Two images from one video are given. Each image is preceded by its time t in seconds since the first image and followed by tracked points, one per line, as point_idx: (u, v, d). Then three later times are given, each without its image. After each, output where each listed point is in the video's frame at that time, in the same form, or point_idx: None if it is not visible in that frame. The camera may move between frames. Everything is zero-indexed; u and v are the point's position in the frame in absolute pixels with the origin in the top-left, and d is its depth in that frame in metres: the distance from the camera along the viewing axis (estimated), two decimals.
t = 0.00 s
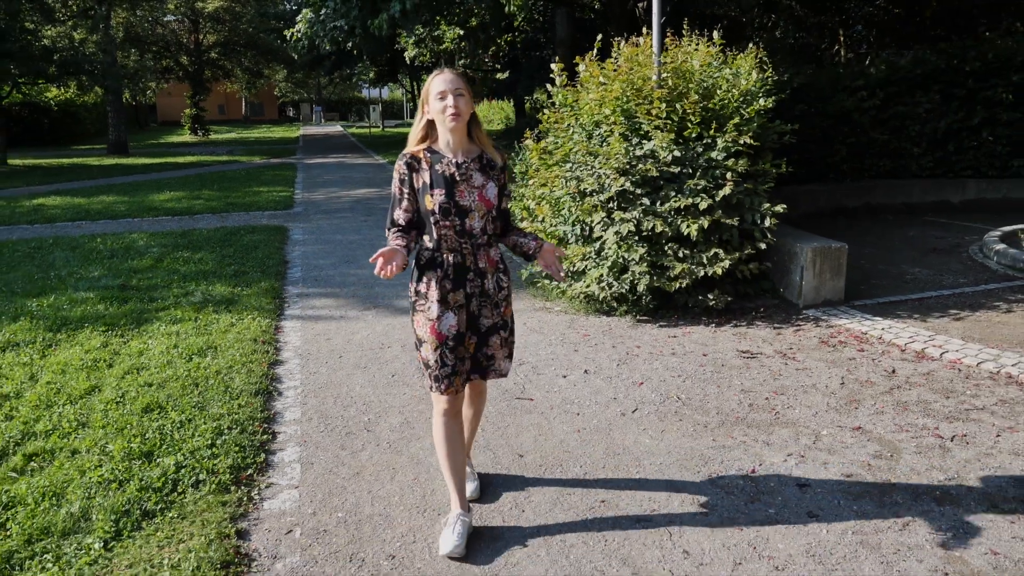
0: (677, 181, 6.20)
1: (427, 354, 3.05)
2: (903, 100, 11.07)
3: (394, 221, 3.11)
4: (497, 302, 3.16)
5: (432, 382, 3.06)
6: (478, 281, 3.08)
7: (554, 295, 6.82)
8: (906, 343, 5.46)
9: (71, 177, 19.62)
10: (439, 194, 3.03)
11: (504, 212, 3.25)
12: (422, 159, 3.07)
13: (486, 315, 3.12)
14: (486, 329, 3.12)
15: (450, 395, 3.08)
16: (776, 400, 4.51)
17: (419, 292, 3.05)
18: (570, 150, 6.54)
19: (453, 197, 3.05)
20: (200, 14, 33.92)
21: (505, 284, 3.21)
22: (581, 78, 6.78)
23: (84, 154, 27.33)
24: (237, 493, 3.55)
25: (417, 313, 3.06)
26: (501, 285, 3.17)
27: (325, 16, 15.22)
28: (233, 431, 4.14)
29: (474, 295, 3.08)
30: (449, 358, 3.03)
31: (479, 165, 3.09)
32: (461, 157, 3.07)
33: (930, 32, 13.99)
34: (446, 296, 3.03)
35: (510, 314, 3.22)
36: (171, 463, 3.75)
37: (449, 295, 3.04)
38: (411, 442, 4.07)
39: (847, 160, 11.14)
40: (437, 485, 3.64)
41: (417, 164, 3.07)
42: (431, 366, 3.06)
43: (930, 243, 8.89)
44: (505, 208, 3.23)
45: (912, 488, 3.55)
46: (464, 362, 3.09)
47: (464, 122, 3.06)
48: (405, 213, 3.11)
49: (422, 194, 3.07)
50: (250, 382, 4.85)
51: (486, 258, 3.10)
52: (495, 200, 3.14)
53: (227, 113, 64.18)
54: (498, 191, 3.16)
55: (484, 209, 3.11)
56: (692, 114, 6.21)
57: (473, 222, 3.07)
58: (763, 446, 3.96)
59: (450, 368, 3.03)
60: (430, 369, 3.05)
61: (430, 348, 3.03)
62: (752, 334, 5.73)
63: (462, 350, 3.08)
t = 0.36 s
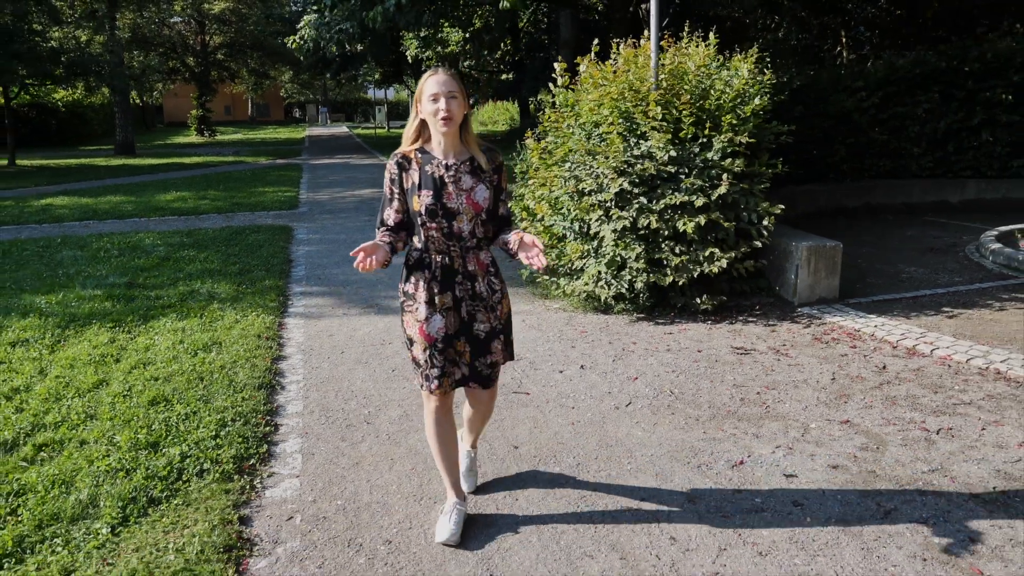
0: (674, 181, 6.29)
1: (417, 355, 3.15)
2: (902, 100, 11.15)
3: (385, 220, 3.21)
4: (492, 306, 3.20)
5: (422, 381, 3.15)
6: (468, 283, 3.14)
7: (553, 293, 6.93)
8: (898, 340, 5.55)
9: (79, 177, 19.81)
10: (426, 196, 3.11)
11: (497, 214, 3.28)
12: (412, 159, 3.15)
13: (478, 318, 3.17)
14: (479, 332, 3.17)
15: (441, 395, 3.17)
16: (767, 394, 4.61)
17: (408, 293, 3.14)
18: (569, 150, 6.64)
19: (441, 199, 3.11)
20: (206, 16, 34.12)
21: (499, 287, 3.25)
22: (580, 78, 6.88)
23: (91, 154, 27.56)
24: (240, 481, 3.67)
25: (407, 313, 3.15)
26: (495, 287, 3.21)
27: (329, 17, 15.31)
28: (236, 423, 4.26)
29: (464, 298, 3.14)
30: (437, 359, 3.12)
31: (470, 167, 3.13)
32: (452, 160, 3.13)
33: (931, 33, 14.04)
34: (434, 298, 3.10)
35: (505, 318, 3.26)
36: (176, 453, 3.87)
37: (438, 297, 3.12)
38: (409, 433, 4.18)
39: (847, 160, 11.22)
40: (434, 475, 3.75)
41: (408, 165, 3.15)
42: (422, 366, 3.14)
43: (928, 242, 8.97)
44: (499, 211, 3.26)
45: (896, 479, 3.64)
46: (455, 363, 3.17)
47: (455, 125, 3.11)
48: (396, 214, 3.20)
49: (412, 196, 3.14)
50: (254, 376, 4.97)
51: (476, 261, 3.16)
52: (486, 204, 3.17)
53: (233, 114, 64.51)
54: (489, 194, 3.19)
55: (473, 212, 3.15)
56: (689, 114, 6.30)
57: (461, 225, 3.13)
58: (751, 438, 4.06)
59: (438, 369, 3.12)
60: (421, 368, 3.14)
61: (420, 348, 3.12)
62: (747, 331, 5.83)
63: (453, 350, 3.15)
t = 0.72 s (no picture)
0: (672, 180, 6.39)
1: (412, 351, 3.20)
2: (903, 102, 11.22)
3: (380, 220, 3.25)
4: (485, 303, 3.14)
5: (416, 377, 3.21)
6: (458, 281, 3.11)
7: (553, 291, 7.05)
8: (891, 337, 5.64)
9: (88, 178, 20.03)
10: (410, 196, 3.09)
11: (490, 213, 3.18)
12: (400, 160, 3.14)
13: (470, 315, 3.12)
14: (473, 329, 3.12)
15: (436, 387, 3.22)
16: (760, 389, 4.71)
17: (401, 292, 3.18)
18: (570, 150, 6.74)
19: (425, 199, 3.08)
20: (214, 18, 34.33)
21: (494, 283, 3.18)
22: (581, 79, 6.98)
23: (100, 155, 27.81)
24: (245, 470, 3.79)
25: (400, 311, 3.19)
26: (489, 283, 3.15)
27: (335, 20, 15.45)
28: (241, 414, 4.38)
29: (453, 296, 3.11)
30: (429, 356, 3.15)
31: (456, 168, 3.07)
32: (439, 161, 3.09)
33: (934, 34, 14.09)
34: (423, 297, 3.12)
35: (502, 315, 3.18)
36: (182, 443, 4.00)
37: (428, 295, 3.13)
38: (409, 425, 4.30)
39: (847, 160, 11.29)
40: (433, 464, 3.87)
41: (395, 166, 3.15)
42: (415, 363, 3.19)
43: (926, 242, 9.03)
44: (492, 208, 3.16)
45: (881, 470, 3.73)
46: (449, 359, 3.19)
47: (443, 128, 3.06)
48: (389, 213, 3.22)
49: (400, 196, 3.14)
50: (258, 371, 5.10)
51: (466, 259, 3.12)
52: (472, 202, 3.09)
53: (240, 115, 64.83)
54: (476, 192, 3.10)
55: (459, 212, 3.08)
56: (687, 115, 6.40)
57: (446, 224, 3.09)
58: (742, 430, 4.17)
59: (430, 365, 3.15)
60: (415, 364, 3.18)
61: (413, 345, 3.17)
62: (742, 328, 5.93)
63: (445, 346, 3.17)
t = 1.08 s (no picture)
0: (672, 180, 6.51)
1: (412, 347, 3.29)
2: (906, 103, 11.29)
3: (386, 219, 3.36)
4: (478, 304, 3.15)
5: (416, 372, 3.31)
6: (451, 282, 3.13)
7: (554, 289, 7.18)
8: (886, 334, 5.73)
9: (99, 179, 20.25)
10: (407, 197, 3.17)
11: (486, 214, 3.18)
12: (401, 161, 3.23)
13: (462, 316, 3.14)
14: (466, 330, 3.14)
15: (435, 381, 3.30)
16: (754, 384, 4.82)
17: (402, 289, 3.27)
18: (572, 150, 6.86)
19: (419, 200, 3.14)
20: (224, 20, 34.56)
21: (490, 285, 3.17)
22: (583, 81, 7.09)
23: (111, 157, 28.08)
24: (251, 459, 3.92)
25: (401, 308, 3.28)
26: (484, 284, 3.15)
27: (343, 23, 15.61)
28: (248, 406, 4.52)
29: (446, 296, 3.15)
30: (425, 352, 3.23)
31: (450, 169, 3.11)
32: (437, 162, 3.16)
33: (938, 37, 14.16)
34: (417, 296, 3.18)
35: (497, 317, 3.18)
36: (191, 433, 4.13)
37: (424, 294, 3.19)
38: (412, 417, 4.43)
39: (850, 161, 11.38)
40: (433, 453, 4.00)
41: (397, 167, 3.23)
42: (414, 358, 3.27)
43: (926, 242, 9.11)
44: (488, 209, 3.17)
45: (869, 461, 3.83)
46: (446, 355, 3.25)
47: (440, 129, 3.13)
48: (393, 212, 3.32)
49: (399, 196, 3.22)
50: (265, 365, 5.24)
51: (460, 259, 3.14)
52: (466, 203, 3.11)
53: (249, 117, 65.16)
54: (470, 194, 3.12)
55: (451, 213, 3.11)
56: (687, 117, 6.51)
57: (440, 225, 3.13)
58: (735, 423, 4.28)
59: (427, 361, 3.23)
60: (414, 360, 3.27)
61: (412, 341, 3.25)
62: (740, 325, 6.03)
63: (442, 344, 3.23)
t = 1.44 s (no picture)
0: (672, 181, 6.64)
1: (420, 344, 3.38)
2: (909, 105, 11.37)
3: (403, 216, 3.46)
4: (483, 307, 3.22)
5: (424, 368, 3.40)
6: (458, 283, 3.21)
7: (557, 287, 7.31)
8: (882, 332, 5.84)
9: (110, 180, 20.47)
10: (420, 196, 3.25)
11: (498, 217, 3.24)
12: (417, 159, 3.31)
13: (465, 317, 3.22)
14: (470, 331, 3.22)
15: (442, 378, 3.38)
16: (751, 378, 4.93)
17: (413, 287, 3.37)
18: (574, 152, 6.99)
19: (432, 200, 3.23)
20: (234, 22, 34.78)
21: (496, 289, 3.23)
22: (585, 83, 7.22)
23: (122, 158, 28.37)
24: (260, 447, 4.06)
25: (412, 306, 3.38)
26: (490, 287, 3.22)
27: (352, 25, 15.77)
28: (256, 398, 4.66)
29: (453, 297, 3.23)
30: (431, 351, 3.31)
31: (464, 169, 3.19)
32: (451, 161, 3.23)
33: (943, 40, 14.25)
34: (425, 294, 3.28)
35: (501, 321, 3.24)
36: (202, 423, 4.28)
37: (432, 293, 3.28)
38: (415, 408, 4.58)
39: (853, 162, 11.47)
40: (436, 443, 4.14)
41: (413, 165, 3.31)
42: (423, 355, 3.37)
43: (927, 242, 9.19)
44: (500, 212, 3.24)
45: (859, 452, 3.94)
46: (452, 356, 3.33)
47: (456, 127, 3.21)
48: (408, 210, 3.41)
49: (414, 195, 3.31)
50: (274, 359, 5.39)
51: (469, 261, 3.21)
52: (477, 204, 3.18)
53: (259, 119, 65.57)
54: (482, 196, 3.19)
55: (462, 214, 3.19)
56: (687, 118, 6.64)
57: (451, 225, 3.21)
58: (730, 415, 4.39)
59: (433, 359, 3.32)
60: (421, 356, 3.37)
61: (420, 339, 3.35)
62: (739, 322, 6.15)
63: (448, 344, 3.31)
